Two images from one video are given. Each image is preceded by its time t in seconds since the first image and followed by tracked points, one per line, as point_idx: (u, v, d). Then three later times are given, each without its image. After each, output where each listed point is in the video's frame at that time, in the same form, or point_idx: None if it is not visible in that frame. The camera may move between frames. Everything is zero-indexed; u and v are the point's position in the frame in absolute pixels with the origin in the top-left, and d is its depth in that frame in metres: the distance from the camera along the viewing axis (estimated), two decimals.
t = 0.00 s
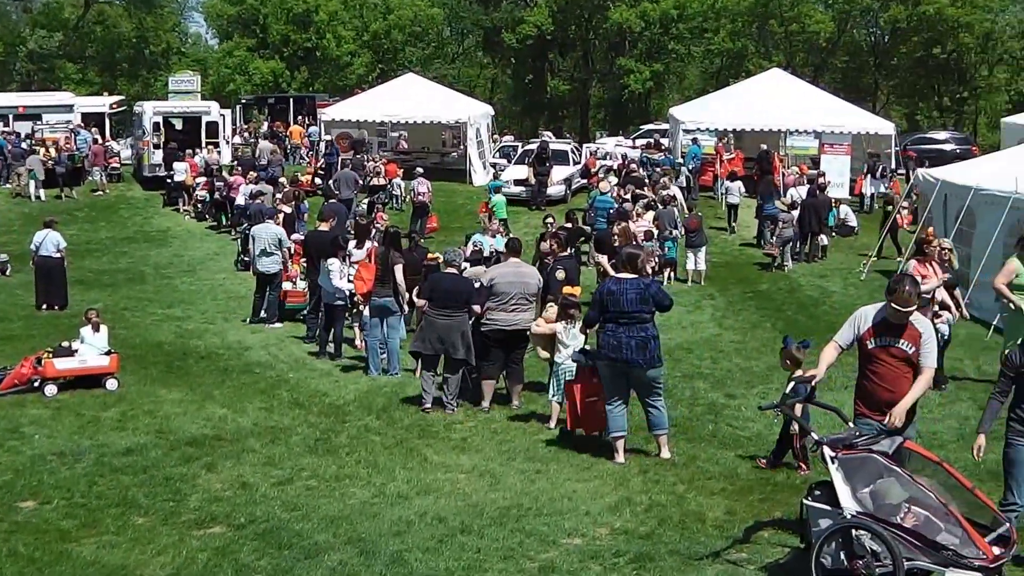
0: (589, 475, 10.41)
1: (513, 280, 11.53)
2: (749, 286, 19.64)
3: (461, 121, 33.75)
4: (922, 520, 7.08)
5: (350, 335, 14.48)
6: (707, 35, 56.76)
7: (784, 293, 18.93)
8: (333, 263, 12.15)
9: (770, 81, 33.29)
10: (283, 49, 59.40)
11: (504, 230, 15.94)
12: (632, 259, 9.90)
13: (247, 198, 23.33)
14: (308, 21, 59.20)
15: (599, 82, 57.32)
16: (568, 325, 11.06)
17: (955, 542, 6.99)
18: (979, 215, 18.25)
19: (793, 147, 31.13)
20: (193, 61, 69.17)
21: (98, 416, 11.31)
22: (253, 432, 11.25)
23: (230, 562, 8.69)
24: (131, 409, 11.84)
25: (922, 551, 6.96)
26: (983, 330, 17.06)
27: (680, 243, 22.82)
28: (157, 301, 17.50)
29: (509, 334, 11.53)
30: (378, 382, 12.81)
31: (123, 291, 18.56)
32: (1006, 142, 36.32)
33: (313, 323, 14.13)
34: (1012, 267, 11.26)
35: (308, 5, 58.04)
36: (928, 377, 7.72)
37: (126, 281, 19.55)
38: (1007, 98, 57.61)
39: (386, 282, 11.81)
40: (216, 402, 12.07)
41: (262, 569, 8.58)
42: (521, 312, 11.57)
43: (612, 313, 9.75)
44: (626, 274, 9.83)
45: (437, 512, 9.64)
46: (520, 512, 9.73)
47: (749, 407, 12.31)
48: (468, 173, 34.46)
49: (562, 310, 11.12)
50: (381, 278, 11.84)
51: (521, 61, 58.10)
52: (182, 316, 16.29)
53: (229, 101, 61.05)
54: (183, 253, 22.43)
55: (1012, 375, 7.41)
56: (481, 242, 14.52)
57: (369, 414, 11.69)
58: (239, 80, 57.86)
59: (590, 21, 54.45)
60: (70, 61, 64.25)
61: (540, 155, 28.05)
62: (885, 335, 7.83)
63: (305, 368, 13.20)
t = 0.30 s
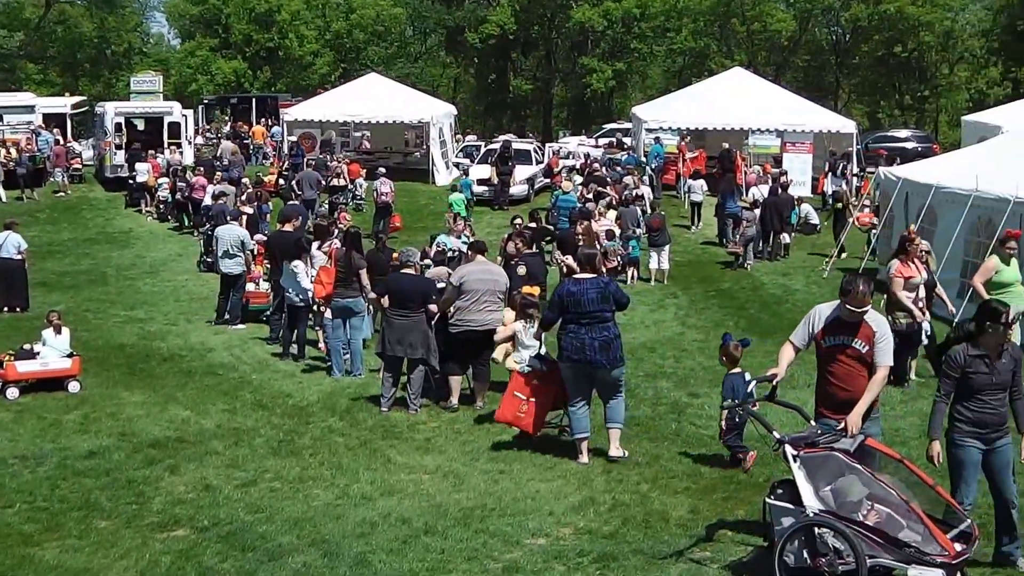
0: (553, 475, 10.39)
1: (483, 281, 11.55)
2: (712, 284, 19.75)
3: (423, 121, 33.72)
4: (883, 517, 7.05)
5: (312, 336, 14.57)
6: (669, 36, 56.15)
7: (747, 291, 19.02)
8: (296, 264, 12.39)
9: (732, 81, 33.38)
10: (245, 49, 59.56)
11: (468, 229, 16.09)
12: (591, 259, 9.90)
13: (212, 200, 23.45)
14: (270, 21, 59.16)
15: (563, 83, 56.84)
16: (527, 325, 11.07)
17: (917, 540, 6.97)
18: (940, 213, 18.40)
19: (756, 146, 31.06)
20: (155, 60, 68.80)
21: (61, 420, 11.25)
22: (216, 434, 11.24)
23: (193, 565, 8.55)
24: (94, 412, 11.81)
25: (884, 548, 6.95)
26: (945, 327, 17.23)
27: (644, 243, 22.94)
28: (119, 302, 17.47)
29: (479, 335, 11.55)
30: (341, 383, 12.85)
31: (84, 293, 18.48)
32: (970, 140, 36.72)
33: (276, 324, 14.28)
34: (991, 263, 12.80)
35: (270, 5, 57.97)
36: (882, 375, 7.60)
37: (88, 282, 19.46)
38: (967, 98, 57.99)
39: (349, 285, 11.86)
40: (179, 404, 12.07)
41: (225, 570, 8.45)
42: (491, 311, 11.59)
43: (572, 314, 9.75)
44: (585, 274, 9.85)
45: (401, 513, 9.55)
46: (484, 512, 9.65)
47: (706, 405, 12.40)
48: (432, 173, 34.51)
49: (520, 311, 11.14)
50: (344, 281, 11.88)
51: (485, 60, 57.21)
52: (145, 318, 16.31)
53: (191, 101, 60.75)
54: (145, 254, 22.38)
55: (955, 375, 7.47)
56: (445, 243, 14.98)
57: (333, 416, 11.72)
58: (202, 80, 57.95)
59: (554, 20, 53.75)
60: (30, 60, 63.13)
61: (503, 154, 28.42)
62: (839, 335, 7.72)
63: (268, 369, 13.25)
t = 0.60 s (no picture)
0: (523, 475, 10.38)
1: (457, 280, 11.51)
2: (683, 284, 19.83)
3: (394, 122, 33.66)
4: (853, 515, 7.02)
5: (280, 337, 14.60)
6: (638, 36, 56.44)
7: (717, 291, 19.09)
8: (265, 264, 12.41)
9: (701, 82, 33.64)
10: (215, 50, 59.65)
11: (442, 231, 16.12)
12: (569, 259, 9.91)
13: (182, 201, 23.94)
14: (240, 22, 59.23)
15: (532, 84, 56.65)
16: (493, 325, 11.02)
17: (886, 537, 6.94)
18: (909, 212, 18.51)
19: (725, 146, 31.24)
20: (126, 62, 68.67)
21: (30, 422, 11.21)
22: (187, 436, 11.24)
23: (163, 567, 8.45)
24: (64, 414, 11.78)
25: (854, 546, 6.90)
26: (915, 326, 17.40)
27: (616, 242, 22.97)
28: (88, 304, 17.44)
29: (452, 335, 11.56)
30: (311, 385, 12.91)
31: (53, 294, 18.40)
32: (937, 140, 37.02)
33: (246, 324, 14.34)
34: (972, 261, 13.27)
35: (239, 6, 58.08)
36: (854, 376, 7.42)
37: (57, 284, 19.37)
38: (934, 97, 58.41)
39: (320, 287, 11.97)
40: (149, 407, 12.06)
41: (195, 572, 8.35)
42: (462, 309, 11.54)
43: (551, 316, 9.73)
44: (562, 275, 9.83)
45: (373, 514, 9.47)
46: (455, 513, 9.58)
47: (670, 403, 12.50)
48: (402, 174, 34.32)
49: (484, 312, 11.09)
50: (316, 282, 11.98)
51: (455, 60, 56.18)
52: (114, 319, 16.30)
53: (162, 102, 60.62)
54: (115, 256, 22.31)
55: (926, 376, 7.38)
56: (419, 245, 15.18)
57: (303, 417, 11.74)
58: (172, 81, 58.11)
59: (523, 20, 53.50)
60: None
61: (472, 155, 28.50)
62: (809, 333, 7.58)
63: (238, 371, 13.29)
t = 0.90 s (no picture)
0: (502, 476, 10.40)
1: (431, 281, 11.60)
2: (661, 284, 19.90)
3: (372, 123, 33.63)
4: (831, 513, 6.96)
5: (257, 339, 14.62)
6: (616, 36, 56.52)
7: (696, 291, 19.14)
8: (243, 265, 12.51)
9: (678, 82, 33.72)
10: (192, 51, 59.55)
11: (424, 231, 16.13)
12: (551, 259, 9.92)
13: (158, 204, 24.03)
14: (217, 22, 59.24)
15: (510, 85, 56.60)
16: (468, 324, 11.16)
17: (863, 535, 6.88)
18: (886, 212, 18.59)
19: (704, 146, 31.30)
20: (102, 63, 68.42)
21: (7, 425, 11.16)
22: (164, 438, 11.22)
23: (141, 569, 8.43)
24: (41, 417, 11.74)
25: (832, 544, 6.84)
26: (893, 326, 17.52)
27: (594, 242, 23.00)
28: (66, 306, 17.38)
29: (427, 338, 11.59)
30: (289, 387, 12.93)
31: (30, 297, 18.32)
32: (914, 140, 37.23)
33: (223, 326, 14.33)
34: (960, 261, 12.59)
35: (216, 7, 58.03)
36: (848, 374, 7.51)
37: (33, 287, 19.28)
38: (911, 97, 58.61)
39: (295, 287, 11.97)
40: (127, 408, 12.04)
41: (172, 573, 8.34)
42: (438, 311, 11.61)
43: (532, 315, 9.76)
44: (544, 274, 9.84)
45: (351, 515, 9.46)
46: (433, 513, 9.58)
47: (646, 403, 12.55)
48: (380, 175, 34.29)
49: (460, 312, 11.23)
50: (291, 281, 11.97)
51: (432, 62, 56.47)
52: (91, 322, 16.25)
53: (139, 103, 60.43)
54: (92, 258, 22.22)
55: (909, 374, 7.25)
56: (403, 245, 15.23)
57: (282, 418, 11.75)
58: (149, 82, 58.05)
59: (501, 20, 53.52)
60: None
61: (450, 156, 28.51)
62: (792, 334, 7.59)
63: (216, 372, 13.29)
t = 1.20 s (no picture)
0: (488, 476, 10.41)
1: (417, 283, 11.59)
2: (647, 284, 19.94)
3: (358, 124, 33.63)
4: (816, 511, 6.99)
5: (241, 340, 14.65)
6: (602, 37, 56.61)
7: (682, 291, 19.17)
8: (228, 266, 12.48)
9: (663, 82, 33.73)
10: (178, 52, 59.55)
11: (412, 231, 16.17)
12: (540, 259, 9.93)
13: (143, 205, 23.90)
14: (203, 23, 59.30)
15: (496, 86, 56.55)
16: (455, 325, 11.12)
17: (848, 533, 6.90)
18: (871, 212, 18.63)
19: (689, 147, 31.47)
20: (87, 64, 68.39)
21: None
22: (150, 440, 11.21)
23: (126, 571, 8.42)
24: (26, 418, 11.70)
25: (817, 543, 6.86)
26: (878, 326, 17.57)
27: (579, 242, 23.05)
28: (52, 307, 17.34)
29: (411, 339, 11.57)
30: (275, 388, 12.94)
31: (15, 298, 18.27)
32: (899, 140, 37.36)
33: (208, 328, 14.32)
34: (964, 267, 12.65)
35: (201, 8, 58.07)
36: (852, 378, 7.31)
37: (18, 288, 19.24)
38: (895, 97, 58.78)
39: (278, 288, 11.93)
40: (112, 410, 12.02)
41: None
42: (422, 312, 11.58)
43: (518, 315, 9.77)
44: (533, 276, 9.84)
45: (336, 516, 9.44)
46: (419, 514, 9.58)
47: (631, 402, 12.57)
48: (365, 176, 34.27)
49: (447, 312, 11.22)
50: (274, 282, 11.95)
51: (419, 62, 56.70)
52: (76, 323, 16.23)
53: (126, 104, 60.41)
54: (77, 259, 22.16)
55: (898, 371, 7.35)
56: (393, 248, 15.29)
57: (267, 420, 11.73)
58: (134, 84, 58.15)
59: (488, 21, 53.62)
60: None
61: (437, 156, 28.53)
62: (794, 339, 7.43)
63: (201, 373, 13.27)
